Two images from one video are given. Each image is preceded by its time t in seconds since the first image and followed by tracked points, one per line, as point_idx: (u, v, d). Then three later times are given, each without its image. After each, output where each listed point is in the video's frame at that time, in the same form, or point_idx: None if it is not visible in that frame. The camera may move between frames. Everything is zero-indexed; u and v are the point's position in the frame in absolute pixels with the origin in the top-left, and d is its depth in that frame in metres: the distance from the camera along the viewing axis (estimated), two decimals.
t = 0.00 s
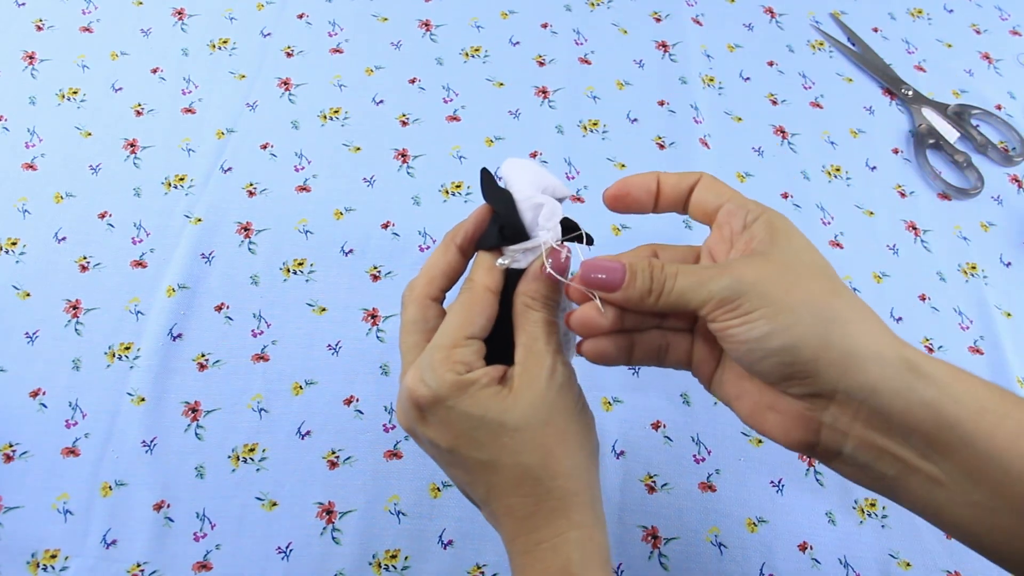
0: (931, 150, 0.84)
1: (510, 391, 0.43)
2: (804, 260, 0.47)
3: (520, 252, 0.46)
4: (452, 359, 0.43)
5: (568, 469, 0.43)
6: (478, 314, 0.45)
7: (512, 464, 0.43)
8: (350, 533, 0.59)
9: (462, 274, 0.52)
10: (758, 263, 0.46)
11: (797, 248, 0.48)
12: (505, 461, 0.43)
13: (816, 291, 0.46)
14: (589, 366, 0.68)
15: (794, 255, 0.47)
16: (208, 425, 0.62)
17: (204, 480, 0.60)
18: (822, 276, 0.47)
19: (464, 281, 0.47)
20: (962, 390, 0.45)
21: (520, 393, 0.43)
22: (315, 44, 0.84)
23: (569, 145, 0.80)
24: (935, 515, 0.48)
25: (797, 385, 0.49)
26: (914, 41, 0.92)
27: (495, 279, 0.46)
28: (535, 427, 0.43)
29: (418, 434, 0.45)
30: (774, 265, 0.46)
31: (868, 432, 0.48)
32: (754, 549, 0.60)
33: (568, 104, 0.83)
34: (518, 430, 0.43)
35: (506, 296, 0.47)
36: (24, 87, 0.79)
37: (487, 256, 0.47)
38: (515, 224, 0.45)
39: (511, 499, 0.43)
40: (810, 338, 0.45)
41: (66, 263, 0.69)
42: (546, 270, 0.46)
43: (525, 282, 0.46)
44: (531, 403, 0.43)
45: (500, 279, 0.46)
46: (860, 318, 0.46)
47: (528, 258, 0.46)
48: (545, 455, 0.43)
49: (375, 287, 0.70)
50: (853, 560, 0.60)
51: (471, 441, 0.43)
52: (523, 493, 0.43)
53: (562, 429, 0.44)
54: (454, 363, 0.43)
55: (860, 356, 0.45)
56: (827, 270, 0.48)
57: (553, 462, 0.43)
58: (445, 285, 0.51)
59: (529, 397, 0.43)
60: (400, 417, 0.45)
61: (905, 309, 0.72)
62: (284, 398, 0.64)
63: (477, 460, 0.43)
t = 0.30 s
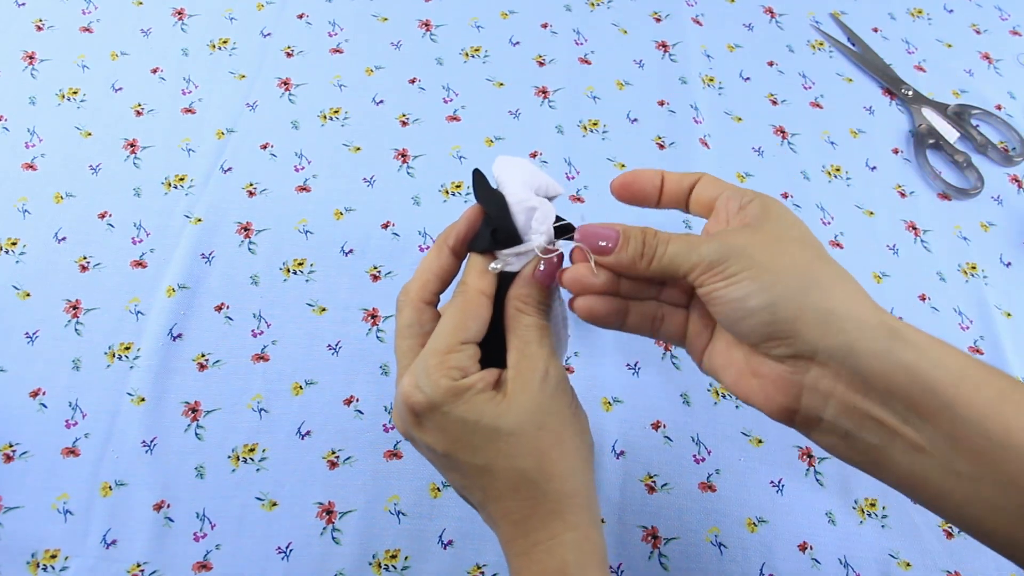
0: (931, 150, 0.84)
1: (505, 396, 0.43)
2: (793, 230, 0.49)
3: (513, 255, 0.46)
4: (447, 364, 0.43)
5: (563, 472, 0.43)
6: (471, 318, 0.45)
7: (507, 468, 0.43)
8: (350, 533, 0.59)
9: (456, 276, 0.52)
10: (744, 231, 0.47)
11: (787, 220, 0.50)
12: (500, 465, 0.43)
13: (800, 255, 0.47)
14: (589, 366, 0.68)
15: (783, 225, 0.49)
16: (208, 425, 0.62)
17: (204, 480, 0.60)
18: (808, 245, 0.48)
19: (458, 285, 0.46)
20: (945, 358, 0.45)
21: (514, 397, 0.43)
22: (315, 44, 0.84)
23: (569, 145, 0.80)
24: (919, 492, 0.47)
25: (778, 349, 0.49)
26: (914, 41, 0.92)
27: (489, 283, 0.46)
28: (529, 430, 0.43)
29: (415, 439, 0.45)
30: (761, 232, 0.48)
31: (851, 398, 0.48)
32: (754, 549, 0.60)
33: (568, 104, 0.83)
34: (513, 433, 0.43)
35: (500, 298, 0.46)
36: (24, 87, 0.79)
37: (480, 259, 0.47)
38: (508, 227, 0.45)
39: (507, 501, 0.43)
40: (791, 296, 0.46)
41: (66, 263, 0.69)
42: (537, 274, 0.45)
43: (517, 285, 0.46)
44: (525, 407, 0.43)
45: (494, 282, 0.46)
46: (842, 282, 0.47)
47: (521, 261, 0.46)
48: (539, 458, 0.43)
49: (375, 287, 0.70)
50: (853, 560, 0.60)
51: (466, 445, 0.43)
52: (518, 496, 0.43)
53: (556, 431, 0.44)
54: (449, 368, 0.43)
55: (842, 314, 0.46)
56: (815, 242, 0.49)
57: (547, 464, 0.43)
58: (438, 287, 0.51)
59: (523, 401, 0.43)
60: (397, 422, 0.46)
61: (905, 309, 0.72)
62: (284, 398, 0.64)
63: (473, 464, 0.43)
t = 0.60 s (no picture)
0: (931, 150, 0.84)
1: (513, 390, 0.43)
2: (792, 257, 0.43)
3: (526, 251, 0.45)
4: (457, 354, 0.43)
5: (566, 468, 0.43)
6: (483, 310, 0.44)
7: (511, 462, 0.43)
8: (350, 533, 0.59)
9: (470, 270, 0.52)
10: (737, 261, 0.43)
11: (794, 235, 0.43)
12: (504, 458, 0.43)
13: (785, 295, 0.43)
14: (589, 366, 0.68)
15: (783, 250, 0.43)
16: (208, 425, 0.62)
17: (204, 480, 0.60)
18: (805, 278, 0.43)
19: (471, 277, 0.46)
20: (926, 397, 0.45)
21: (522, 392, 0.43)
22: (315, 44, 0.84)
23: (570, 145, 0.80)
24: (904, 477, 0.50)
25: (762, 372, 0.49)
26: (914, 41, 0.92)
27: (503, 276, 0.45)
28: (535, 426, 0.43)
29: (421, 427, 0.45)
30: (753, 265, 0.43)
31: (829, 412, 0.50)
32: (754, 549, 0.60)
33: (568, 103, 0.83)
34: (519, 427, 0.43)
35: (513, 292, 0.46)
36: (24, 87, 0.79)
37: (494, 253, 0.46)
38: (524, 224, 0.45)
39: (509, 495, 0.43)
40: (763, 340, 0.45)
41: (66, 263, 0.69)
42: (550, 271, 0.44)
43: (531, 280, 0.45)
44: (532, 403, 0.43)
45: (507, 276, 0.45)
46: (831, 321, 0.44)
47: (534, 258, 0.46)
48: (543, 453, 0.43)
49: (375, 287, 0.70)
50: (853, 560, 0.60)
51: (472, 437, 0.43)
52: (521, 490, 0.43)
53: (562, 428, 0.44)
54: (458, 358, 0.42)
55: (819, 360, 0.44)
56: (822, 269, 0.43)
57: (551, 460, 0.43)
58: (453, 280, 0.52)
59: (530, 397, 0.43)
60: (405, 409, 0.45)
61: (905, 309, 0.72)
62: (284, 398, 0.64)
63: (477, 456, 0.43)
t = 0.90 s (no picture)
0: (931, 150, 0.83)
1: (514, 388, 0.43)
2: (824, 210, 0.40)
3: (524, 255, 0.45)
4: (458, 351, 0.43)
5: (564, 468, 0.43)
6: (486, 309, 0.45)
7: (509, 460, 0.43)
8: (350, 533, 0.59)
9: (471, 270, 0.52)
10: (766, 208, 0.40)
11: (829, 181, 0.39)
12: (503, 456, 0.43)
13: (816, 249, 0.41)
14: (589, 366, 0.68)
15: (816, 202, 0.39)
16: (208, 425, 0.62)
17: (204, 480, 0.60)
18: (839, 231, 0.40)
19: (474, 278, 0.47)
20: (952, 340, 0.45)
21: (523, 391, 0.43)
22: (315, 44, 0.84)
23: (570, 145, 0.80)
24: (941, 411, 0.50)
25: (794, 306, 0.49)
26: (914, 41, 0.92)
27: (505, 277, 0.46)
28: (536, 425, 0.43)
29: (421, 424, 0.45)
30: (781, 218, 0.40)
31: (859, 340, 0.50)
32: (754, 549, 0.60)
33: (568, 103, 0.83)
34: (519, 426, 0.42)
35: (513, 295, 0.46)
36: (24, 87, 0.79)
37: (494, 255, 0.46)
38: (524, 229, 0.44)
39: (507, 494, 0.43)
40: (793, 290, 0.44)
41: (66, 263, 0.69)
42: (546, 275, 0.44)
43: (529, 284, 0.45)
44: (533, 403, 0.42)
45: (507, 278, 0.46)
46: (863, 275, 0.42)
47: (532, 261, 0.45)
48: (542, 453, 0.43)
49: (375, 287, 0.70)
50: (853, 560, 0.60)
51: (472, 433, 0.43)
52: (519, 490, 0.43)
53: (562, 428, 0.44)
54: (459, 355, 0.43)
55: (849, 312, 0.44)
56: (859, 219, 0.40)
57: (550, 460, 0.43)
58: (454, 280, 0.52)
59: (531, 396, 0.43)
60: (405, 405, 0.46)
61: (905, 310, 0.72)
62: (284, 398, 0.64)
63: (476, 453, 0.43)
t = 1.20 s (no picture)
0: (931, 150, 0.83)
1: (534, 383, 0.43)
2: (886, 137, 0.37)
3: (547, 251, 0.45)
4: (481, 343, 0.43)
5: (577, 465, 0.43)
6: (509, 302, 0.44)
7: (525, 454, 0.42)
8: (349, 533, 0.59)
9: (495, 264, 0.51)
10: (829, 136, 0.37)
11: (890, 105, 0.36)
12: (519, 450, 0.42)
13: (874, 180, 0.39)
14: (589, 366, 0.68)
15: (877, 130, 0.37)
16: (208, 425, 0.62)
17: (204, 481, 0.60)
18: (901, 159, 0.38)
19: (497, 271, 0.46)
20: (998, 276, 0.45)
21: (543, 386, 0.42)
22: (315, 44, 0.84)
23: (570, 145, 0.80)
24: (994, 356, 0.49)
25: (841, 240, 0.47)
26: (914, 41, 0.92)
27: (528, 272, 0.45)
28: (553, 420, 0.43)
29: (437, 413, 0.45)
30: (842, 149, 0.37)
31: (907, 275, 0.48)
32: (754, 549, 0.60)
33: (568, 103, 0.83)
34: (537, 421, 0.42)
35: (535, 291, 0.45)
36: (24, 87, 0.79)
37: (518, 249, 0.46)
38: (548, 224, 0.44)
39: (519, 489, 0.43)
40: (844, 224, 0.43)
41: (66, 262, 0.69)
42: (569, 275, 0.44)
43: (548, 285, 0.45)
44: (552, 398, 0.42)
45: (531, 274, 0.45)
46: (919, 207, 0.41)
47: (554, 258, 0.45)
48: (558, 449, 0.43)
49: (375, 288, 0.70)
50: (853, 560, 0.60)
51: (489, 425, 0.43)
52: (532, 485, 0.42)
53: (577, 424, 0.44)
54: (482, 346, 0.42)
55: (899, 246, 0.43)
56: (920, 147, 0.38)
57: (565, 455, 0.43)
58: (478, 272, 0.51)
59: (551, 391, 0.42)
60: (422, 394, 0.45)
61: (905, 309, 0.72)
62: (283, 399, 0.64)
63: (491, 446, 0.43)
